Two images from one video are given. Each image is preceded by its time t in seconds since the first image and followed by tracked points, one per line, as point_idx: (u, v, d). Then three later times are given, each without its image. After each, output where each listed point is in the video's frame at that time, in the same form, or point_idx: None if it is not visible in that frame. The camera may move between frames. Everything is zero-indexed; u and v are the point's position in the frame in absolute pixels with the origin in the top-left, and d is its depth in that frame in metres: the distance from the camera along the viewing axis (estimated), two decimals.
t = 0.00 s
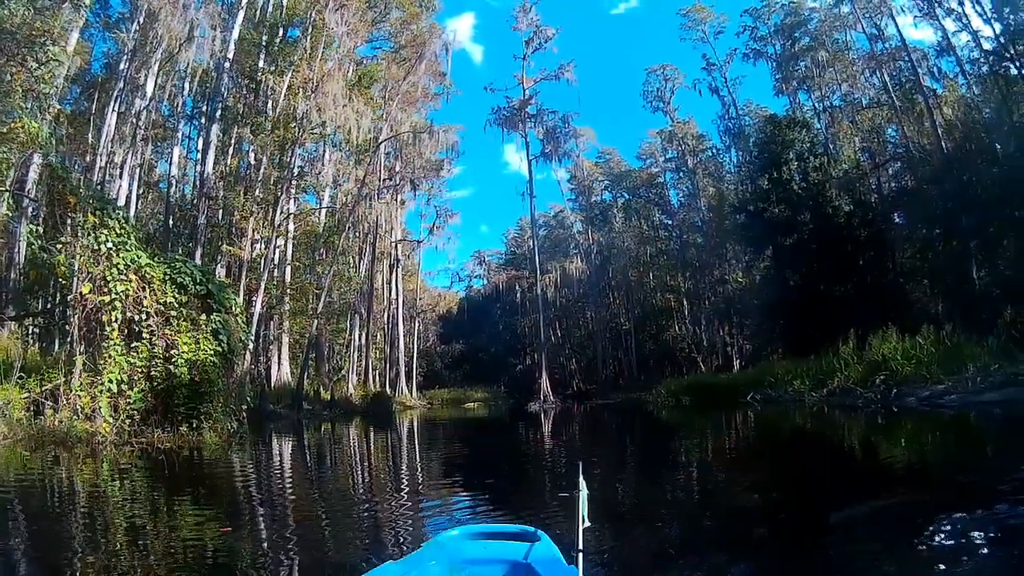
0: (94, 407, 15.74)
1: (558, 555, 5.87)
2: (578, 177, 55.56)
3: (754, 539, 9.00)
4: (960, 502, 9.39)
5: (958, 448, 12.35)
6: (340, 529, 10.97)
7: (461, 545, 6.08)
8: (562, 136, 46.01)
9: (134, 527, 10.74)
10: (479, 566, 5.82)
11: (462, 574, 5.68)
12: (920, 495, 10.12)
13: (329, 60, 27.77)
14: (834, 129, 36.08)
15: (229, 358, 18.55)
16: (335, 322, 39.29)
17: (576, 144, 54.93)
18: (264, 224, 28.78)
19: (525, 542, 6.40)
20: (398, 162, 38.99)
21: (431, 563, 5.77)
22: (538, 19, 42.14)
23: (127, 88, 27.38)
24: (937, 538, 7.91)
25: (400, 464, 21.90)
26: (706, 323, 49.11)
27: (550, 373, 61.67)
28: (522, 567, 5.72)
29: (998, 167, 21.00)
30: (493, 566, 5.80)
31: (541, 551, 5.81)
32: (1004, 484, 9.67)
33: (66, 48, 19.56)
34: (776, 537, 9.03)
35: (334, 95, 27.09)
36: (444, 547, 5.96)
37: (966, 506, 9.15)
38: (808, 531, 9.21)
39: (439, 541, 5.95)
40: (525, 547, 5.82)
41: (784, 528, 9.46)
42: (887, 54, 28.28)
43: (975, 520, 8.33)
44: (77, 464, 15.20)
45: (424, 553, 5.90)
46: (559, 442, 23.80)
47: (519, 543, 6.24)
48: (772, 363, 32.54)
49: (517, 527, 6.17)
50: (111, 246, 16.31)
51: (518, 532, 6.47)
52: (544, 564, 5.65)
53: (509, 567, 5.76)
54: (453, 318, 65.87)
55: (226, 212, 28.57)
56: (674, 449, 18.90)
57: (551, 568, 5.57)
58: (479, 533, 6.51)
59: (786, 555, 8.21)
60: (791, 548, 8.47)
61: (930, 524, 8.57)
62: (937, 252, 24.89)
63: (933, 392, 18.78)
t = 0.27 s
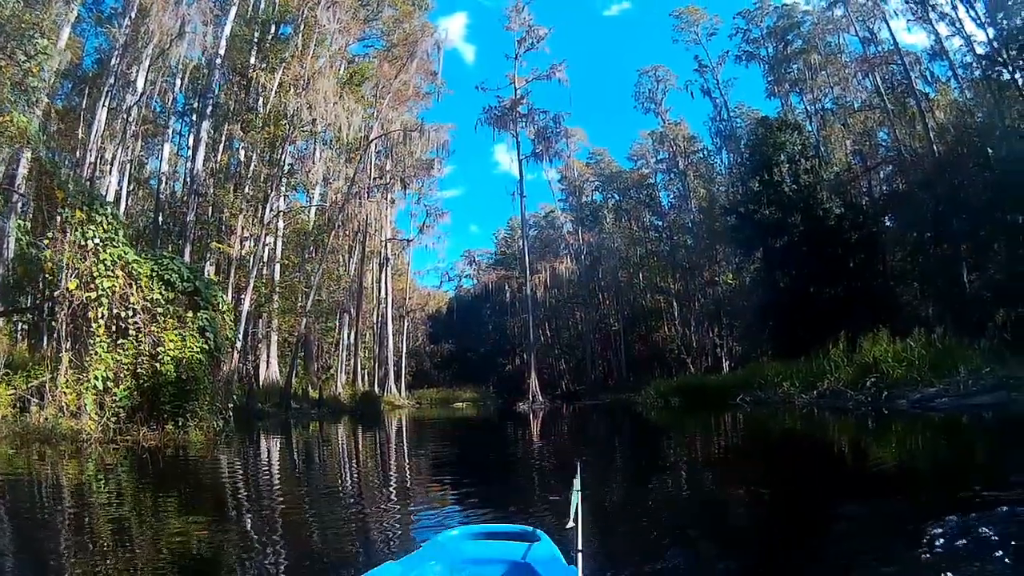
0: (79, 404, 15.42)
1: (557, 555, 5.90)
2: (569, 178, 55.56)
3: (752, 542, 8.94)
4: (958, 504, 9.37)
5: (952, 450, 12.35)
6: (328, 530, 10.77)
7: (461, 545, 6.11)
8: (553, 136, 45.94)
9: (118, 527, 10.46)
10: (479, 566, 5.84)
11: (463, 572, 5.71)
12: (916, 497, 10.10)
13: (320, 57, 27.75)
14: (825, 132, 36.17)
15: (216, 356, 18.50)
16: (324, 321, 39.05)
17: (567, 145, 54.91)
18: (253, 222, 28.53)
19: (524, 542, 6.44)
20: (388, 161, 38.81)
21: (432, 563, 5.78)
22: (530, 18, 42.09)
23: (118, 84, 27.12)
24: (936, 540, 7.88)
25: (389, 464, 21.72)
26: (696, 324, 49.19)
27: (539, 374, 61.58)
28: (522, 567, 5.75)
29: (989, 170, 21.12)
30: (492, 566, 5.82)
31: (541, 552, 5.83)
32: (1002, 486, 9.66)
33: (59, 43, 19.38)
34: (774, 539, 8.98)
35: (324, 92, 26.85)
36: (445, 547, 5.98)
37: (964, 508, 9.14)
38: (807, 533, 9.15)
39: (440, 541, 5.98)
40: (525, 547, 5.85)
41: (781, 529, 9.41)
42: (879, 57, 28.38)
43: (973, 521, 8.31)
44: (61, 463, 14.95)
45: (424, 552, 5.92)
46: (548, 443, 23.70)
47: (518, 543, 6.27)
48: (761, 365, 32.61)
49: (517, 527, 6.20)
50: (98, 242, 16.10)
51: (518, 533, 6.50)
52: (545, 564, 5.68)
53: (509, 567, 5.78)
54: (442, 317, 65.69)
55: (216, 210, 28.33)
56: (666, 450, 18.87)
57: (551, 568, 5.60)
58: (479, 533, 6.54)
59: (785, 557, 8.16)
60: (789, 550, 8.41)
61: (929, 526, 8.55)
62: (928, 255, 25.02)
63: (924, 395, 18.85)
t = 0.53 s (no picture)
0: (64, 399, 15.07)
1: (558, 554, 5.59)
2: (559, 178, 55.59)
3: (750, 544, 8.89)
4: (954, 507, 9.38)
5: (944, 455, 12.39)
6: (315, 530, 10.53)
7: (459, 545, 5.79)
8: (545, 136, 45.88)
9: (102, 524, 10.25)
10: (478, 566, 5.55)
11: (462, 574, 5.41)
12: (911, 501, 10.10)
13: (313, 53, 27.65)
14: (817, 136, 36.27)
15: (201, 353, 18.55)
16: (312, 318, 38.83)
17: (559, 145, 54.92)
18: (243, 218, 28.29)
19: (525, 543, 6.10)
20: (379, 158, 38.66)
21: (430, 563, 5.49)
22: (524, 18, 42.04)
23: (110, 77, 26.83)
24: (934, 544, 7.87)
25: (377, 463, 21.56)
26: (685, 326, 49.30)
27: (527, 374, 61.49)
28: (522, 567, 5.44)
29: (981, 176, 21.27)
30: (491, 567, 5.52)
31: (541, 550, 5.54)
32: (996, 491, 9.68)
33: (51, 35, 19.13)
34: (772, 542, 8.93)
35: (316, 88, 26.69)
36: (443, 546, 5.67)
37: (960, 511, 9.14)
38: (804, 536, 9.10)
39: (437, 541, 5.67)
40: (524, 547, 5.56)
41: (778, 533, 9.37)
42: (873, 62, 28.51)
43: (970, 525, 8.31)
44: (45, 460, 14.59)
45: (421, 553, 5.61)
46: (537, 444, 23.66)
47: (517, 543, 5.96)
48: (750, 368, 32.69)
49: (516, 526, 5.89)
50: (85, 235, 15.89)
51: (518, 531, 6.18)
52: (545, 564, 5.39)
53: (508, 567, 5.48)
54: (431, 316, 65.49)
55: (206, 206, 28.10)
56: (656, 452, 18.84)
57: (551, 568, 5.31)
58: (478, 533, 6.21)
59: (783, 560, 8.10)
60: (788, 553, 8.36)
61: (926, 530, 8.54)
62: (919, 260, 25.13)
63: (914, 399, 18.92)
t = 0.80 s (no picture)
0: (50, 398, 14.88)
1: (557, 554, 5.45)
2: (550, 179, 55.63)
3: (748, 546, 8.87)
4: (951, 508, 9.40)
5: (938, 456, 12.44)
6: (303, 530, 10.40)
7: (458, 545, 5.71)
8: (535, 136, 45.88)
9: (89, 522, 10.20)
10: (479, 565, 5.41)
11: (462, 574, 5.28)
12: (907, 502, 10.13)
13: (304, 50, 27.53)
14: (808, 138, 36.46)
15: (188, 351, 18.39)
16: (301, 317, 38.63)
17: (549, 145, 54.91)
18: (233, 216, 28.11)
19: (524, 543, 6.03)
20: (369, 157, 38.55)
21: (429, 563, 5.36)
22: (516, 18, 42.01)
23: (100, 74, 26.57)
24: (933, 545, 7.88)
25: (365, 463, 21.44)
26: (674, 327, 49.41)
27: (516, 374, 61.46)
28: (522, 566, 5.28)
29: (973, 179, 21.41)
30: (490, 567, 5.39)
31: (540, 550, 5.38)
32: (993, 491, 9.72)
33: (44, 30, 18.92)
34: (770, 543, 8.90)
35: (306, 86, 26.49)
36: (442, 547, 5.58)
37: (959, 512, 9.16)
38: (803, 537, 9.09)
39: (436, 542, 5.59)
40: (523, 546, 5.39)
41: (776, 534, 9.35)
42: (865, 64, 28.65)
43: (969, 527, 8.33)
44: (30, 459, 14.43)
45: (421, 553, 5.52)
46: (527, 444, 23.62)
47: (516, 543, 5.86)
48: (739, 369, 32.78)
49: (515, 526, 5.80)
50: (72, 231, 15.69)
51: (518, 532, 6.08)
52: (544, 565, 5.20)
53: (507, 566, 5.32)
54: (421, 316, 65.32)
55: (196, 203, 27.85)
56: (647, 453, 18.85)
57: (551, 569, 5.14)
58: (479, 533, 6.12)
59: (782, 561, 8.08)
60: (786, 554, 8.34)
61: (924, 531, 8.55)
62: (909, 262, 25.31)
63: (904, 401, 19.04)
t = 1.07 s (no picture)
0: (35, 399, 14.73)
1: (557, 554, 5.40)
2: (538, 179, 55.59)
3: (747, 545, 8.84)
4: (948, 507, 9.42)
5: (931, 455, 12.49)
6: (292, 532, 10.26)
7: (458, 544, 5.66)
8: (523, 136, 45.81)
9: (74, 524, 10.07)
10: (478, 566, 5.36)
11: (461, 574, 5.24)
12: (903, 501, 10.14)
13: (292, 50, 27.32)
14: (797, 139, 36.58)
15: (173, 352, 18.18)
16: (289, 318, 38.34)
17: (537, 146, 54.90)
18: (219, 216, 27.82)
19: (524, 543, 5.98)
20: (357, 157, 38.32)
21: (428, 563, 5.31)
22: (504, 18, 41.94)
23: (88, 73, 26.25)
24: (932, 543, 7.87)
25: (353, 464, 21.28)
26: (662, 327, 49.50)
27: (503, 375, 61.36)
28: (522, 567, 5.24)
29: (962, 180, 21.57)
30: (490, 567, 5.34)
31: (539, 550, 5.33)
32: (988, 490, 9.75)
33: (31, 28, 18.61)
34: (768, 542, 8.88)
35: (293, 86, 26.19)
36: (442, 547, 5.53)
37: (956, 511, 9.18)
38: (800, 536, 9.07)
39: (436, 542, 5.54)
40: (523, 546, 5.36)
41: (774, 533, 9.33)
42: (854, 65, 28.79)
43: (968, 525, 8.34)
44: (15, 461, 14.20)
45: (420, 553, 5.47)
46: (516, 445, 23.57)
47: (516, 543, 5.81)
48: (727, 370, 32.87)
49: (515, 526, 5.76)
50: (57, 231, 15.42)
51: (518, 532, 6.04)
52: (544, 565, 5.16)
53: (507, 567, 5.28)
54: (409, 317, 65.05)
55: (183, 203, 27.58)
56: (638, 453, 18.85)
57: (551, 569, 5.09)
58: (478, 534, 6.07)
59: (782, 560, 8.06)
60: (785, 554, 8.32)
61: (923, 529, 8.55)
62: (897, 262, 25.45)
63: (894, 401, 19.13)
